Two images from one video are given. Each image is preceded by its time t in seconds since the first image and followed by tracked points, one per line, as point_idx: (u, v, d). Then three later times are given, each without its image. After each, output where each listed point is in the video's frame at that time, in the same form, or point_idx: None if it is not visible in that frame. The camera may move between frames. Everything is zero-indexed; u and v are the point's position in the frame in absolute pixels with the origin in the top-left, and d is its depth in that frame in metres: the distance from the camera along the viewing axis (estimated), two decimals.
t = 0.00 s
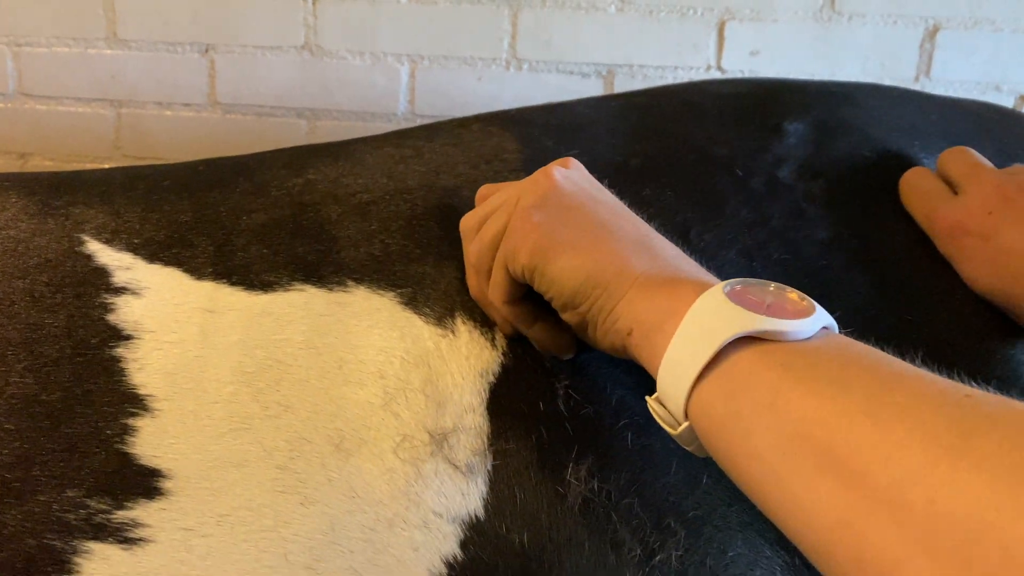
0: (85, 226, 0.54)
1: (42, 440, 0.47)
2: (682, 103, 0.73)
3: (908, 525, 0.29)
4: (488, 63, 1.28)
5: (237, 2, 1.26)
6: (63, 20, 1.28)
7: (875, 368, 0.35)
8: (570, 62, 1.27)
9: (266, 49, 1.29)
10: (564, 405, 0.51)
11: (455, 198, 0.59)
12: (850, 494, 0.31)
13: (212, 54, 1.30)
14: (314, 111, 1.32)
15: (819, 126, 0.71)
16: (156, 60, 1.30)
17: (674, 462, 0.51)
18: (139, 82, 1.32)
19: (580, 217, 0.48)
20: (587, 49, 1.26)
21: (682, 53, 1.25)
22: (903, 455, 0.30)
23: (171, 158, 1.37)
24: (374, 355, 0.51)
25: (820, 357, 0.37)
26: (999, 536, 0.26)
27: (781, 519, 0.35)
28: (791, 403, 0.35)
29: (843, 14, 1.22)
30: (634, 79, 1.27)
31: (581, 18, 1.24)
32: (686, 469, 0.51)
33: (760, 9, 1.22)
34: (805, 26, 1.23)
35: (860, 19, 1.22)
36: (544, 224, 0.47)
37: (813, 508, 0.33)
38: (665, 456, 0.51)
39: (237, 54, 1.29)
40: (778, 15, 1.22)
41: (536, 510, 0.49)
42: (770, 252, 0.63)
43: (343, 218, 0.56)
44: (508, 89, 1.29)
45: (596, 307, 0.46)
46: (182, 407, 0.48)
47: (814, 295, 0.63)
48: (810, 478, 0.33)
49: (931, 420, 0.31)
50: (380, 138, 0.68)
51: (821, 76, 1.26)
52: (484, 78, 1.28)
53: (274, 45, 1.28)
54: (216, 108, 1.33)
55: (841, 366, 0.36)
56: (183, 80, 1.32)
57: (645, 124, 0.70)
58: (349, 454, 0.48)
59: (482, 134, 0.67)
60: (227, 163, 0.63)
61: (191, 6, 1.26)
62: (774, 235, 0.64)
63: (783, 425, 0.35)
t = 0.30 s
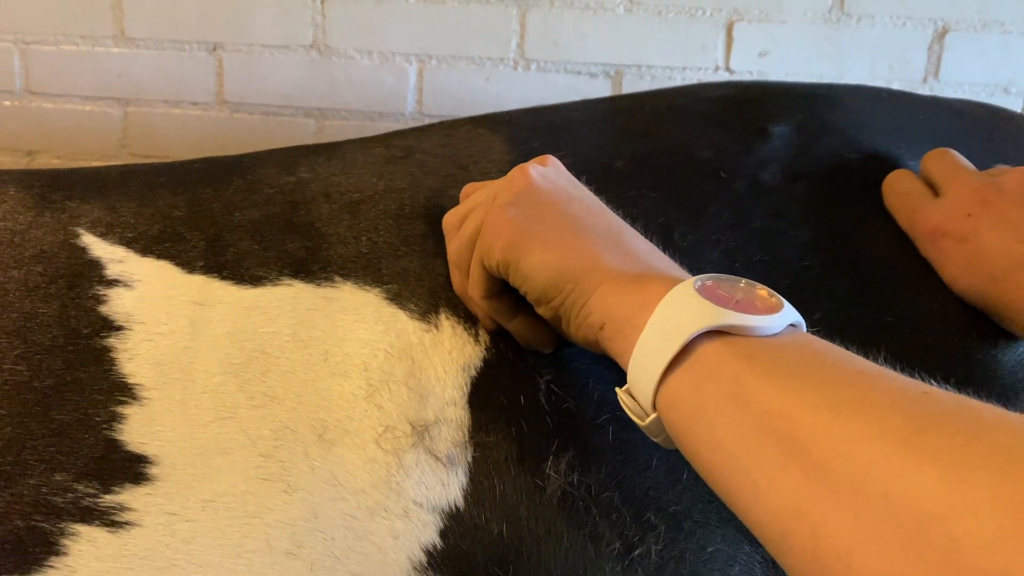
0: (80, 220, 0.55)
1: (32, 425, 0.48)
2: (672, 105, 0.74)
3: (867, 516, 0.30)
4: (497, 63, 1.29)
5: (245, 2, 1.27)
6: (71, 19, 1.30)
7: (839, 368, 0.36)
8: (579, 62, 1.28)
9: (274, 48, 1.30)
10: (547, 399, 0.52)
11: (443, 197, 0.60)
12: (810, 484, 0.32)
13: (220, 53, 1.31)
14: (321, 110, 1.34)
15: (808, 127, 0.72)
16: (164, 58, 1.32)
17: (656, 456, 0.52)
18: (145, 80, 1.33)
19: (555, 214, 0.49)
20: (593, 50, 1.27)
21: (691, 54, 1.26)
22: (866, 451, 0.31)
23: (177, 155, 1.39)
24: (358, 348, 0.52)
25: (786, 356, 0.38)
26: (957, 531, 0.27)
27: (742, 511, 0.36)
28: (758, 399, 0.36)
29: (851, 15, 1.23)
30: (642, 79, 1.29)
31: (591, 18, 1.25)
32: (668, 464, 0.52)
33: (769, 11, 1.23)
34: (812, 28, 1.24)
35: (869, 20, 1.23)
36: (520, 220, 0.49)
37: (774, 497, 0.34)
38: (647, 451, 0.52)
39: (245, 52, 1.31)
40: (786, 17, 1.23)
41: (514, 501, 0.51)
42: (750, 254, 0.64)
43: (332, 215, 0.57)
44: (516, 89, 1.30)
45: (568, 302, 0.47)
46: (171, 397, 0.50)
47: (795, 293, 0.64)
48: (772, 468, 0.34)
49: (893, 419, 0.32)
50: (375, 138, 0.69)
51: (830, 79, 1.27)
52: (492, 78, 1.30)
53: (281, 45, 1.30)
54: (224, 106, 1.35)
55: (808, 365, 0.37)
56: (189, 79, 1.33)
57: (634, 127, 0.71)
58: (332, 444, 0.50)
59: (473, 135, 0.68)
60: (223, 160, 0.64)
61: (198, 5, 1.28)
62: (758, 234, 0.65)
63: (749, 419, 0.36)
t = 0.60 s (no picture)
0: (84, 214, 0.56)
1: (34, 413, 0.49)
2: (674, 105, 0.75)
3: (847, 508, 0.31)
4: (506, 63, 1.30)
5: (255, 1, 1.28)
6: (82, 17, 1.31)
7: (824, 361, 0.37)
8: (588, 61, 1.29)
9: (285, 47, 1.31)
10: (541, 394, 0.53)
11: (443, 194, 0.61)
12: (792, 477, 0.33)
13: (229, 52, 1.32)
14: (331, 110, 1.35)
15: (808, 128, 0.73)
16: (174, 56, 1.33)
17: (649, 452, 0.53)
18: (154, 78, 1.35)
19: (549, 207, 0.50)
20: (603, 50, 1.28)
21: (702, 55, 1.27)
22: (846, 443, 0.32)
23: (185, 152, 1.40)
24: (356, 342, 0.53)
25: (774, 350, 0.38)
26: (934, 522, 0.28)
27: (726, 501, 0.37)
28: (743, 392, 0.37)
29: (862, 16, 1.23)
30: (652, 79, 1.29)
31: (601, 19, 1.26)
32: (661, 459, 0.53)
33: (780, 12, 1.24)
34: (823, 29, 1.24)
35: (880, 22, 1.23)
36: (514, 212, 0.49)
37: (759, 490, 0.34)
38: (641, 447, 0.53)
39: (254, 51, 1.32)
40: (797, 18, 1.24)
41: (508, 493, 0.51)
42: (745, 253, 0.65)
43: (333, 211, 0.58)
44: (526, 89, 1.31)
45: (562, 294, 0.48)
46: (171, 387, 0.51)
47: (791, 290, 0.64)
48: (755, 464, 0.35)
49: (873, 411, 0.32)
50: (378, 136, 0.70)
51: (840, 80, 1.27)
52: (502, 78, 1.31)
53: (291, 44, 1.31)
54: (234, 105, 1.36)
55: (792, 358, 0.37)
56: (198, 77, 1.34)
57: (634, 126, 0.72)
58: (328, 435, 0.50)
59: (476, 133, 0.69)
60: (227, 157, 0.65)
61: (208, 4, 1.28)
62: (755, 232, 0.66)
63: (735, 413, 0.37)
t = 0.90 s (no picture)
0: (104, 214, 0.57)
1: (56, 409, 0.50)
2: (685, 107, 0.75)
3: (846, 522, 0.31)
4: (517, 64, 1.30)
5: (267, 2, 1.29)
6: (95, 17, 1.32)
7: (826, 373, 0.37)
8: (600, 62, 1.29)
9: (296, 46, 1.32)
10: (553, 396, 0.54)
11: (456, 196, 0.61)
12: (794, 490, 0.33)
13: (241, 52, 1.33)
14: (343, 110, 1.36)
15: (819, 131, 0.73)
16: (186, 56, 1.34)
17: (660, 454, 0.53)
18: (167, 78, 1.36)
19: (555, 214, 0.50)
20: (615, 51, 1.28)
21: (713, 57, 1.27)
22: (847, 457, 0.32)
23: (198, 152, 1.41)
24: (371, 342, 0.53)
25: (776, 362, 0.39)
26: (932, 538, 0.28)
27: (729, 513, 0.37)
28: (746, 405, 0.37)
29: (875, 19, 1.23)
30: (664, 81, 1.30)
31: (613, 21, 1.26)
32: (672, 461, 0.53)
33: (792, 14, 1.24)
34: (835, 31, 1.24)
35: (893, 23, 1.23)
36: (520, 221, 0.50)
37: (761, 503, 0.35)
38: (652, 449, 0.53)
39: (266, 51, 1.33)
40: (809, 19, 1.24)
41: (521, 493, 0.52)
42: (758, 256, 0.65)
43: (347, 213, 0.59)
44: (537, 90, 1.32)
45: (568, 304, 0.49)
46: (189, 385, 0.51)
47: (804, 293, 0.65)
48: (757, 479, 0.35)
49: (874, 426, 0.33)
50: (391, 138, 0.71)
51: (852, 82, 1.27)
52: (513, 79, 1.31)
53: (303, 44, 1.31)
54: (245, 105, 1.37)
55: (795, 370, 0.38)
56: (211, 77, 1.35)
57: (646, 129, 0.73)
58: (344, 433, 0.51)
59: (489, 135, 0.69)
60: (243, 157, 0.66)
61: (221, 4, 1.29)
62: (767, 236, 0.66)
63: (737, 424, 0.37)
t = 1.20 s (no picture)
0: (121, 209, 0.57)
1: (77, 403, 0.50)
2: (699, 104, 0.75)
3: (864, 522, 0.31)
4: (525, 62, 1.30)
5: None
6: (104, 15, 1.32)
7: (844, 373, 0.37)
8: (608, 61, 1.29)
9: (304, 44, 1.32)
10: (570, 393, 0.54)
11: (471, 192, 0.61)
12: (812, 489, 0.33)
13: (249, 49, 1.33)
14: (350, 108, 1.36)
15: (833, 128, 0.73)
16: (194, 53, 1.34)
17: (676, 452, 0.53)
18: (176, 76, 1.36)
19: (574, 210, 0.50)
20: (623, 50, 1.28)
21: (720, 56, 1.27)
22: (866, 457, 0.32)
23: (206, 149, 1.41)
24: (388, 338, 0.53)
25: (796, 360, 0.39)
26: (950, 539, 0.28)
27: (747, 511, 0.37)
28: (765, 403, 0.37)
29: (884, 17, 1.23)
30: (672, 79, 1.30)
31: (621, 19, 1.26)
32: (689, 458, 0.53)
33: (801, 13, 1.23)
34: (844, 30, 1.24)
35: (902, 22, 1.22)
36: (539, 216, 0.50)
37: (778, 501, 0.35)
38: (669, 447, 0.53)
39: (274, 49, 1.33)
40: (818, 18, 1.23)
41: (539, 490, 0.52)
42: (774, 254, 0.65)
43: (362, 210, 0.59)
44: (545, 89, 1.32)
45: (586, 300, 0.49)
46: (208, 381, 0.51)
47: (819, 291, 0.65)
48: (774, 476, 0.35)
49: (894, 426, 0.33)
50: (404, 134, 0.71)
51: (861, 81, 1.27)
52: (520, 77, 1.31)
53: (311, 41, 1.31)
54: (253, 102, 1.37)
55: (813, 369, 0.38)
56: (220, 75, 1.35)
57: (660, 126, 0.72)
58: (363, 429, 0.51)
59: (502, 132, 0.69)
60: (256, 153, 0.66)
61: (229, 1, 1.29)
62: (783, 234, 0.66)
63: (756, 423, 0.37)
